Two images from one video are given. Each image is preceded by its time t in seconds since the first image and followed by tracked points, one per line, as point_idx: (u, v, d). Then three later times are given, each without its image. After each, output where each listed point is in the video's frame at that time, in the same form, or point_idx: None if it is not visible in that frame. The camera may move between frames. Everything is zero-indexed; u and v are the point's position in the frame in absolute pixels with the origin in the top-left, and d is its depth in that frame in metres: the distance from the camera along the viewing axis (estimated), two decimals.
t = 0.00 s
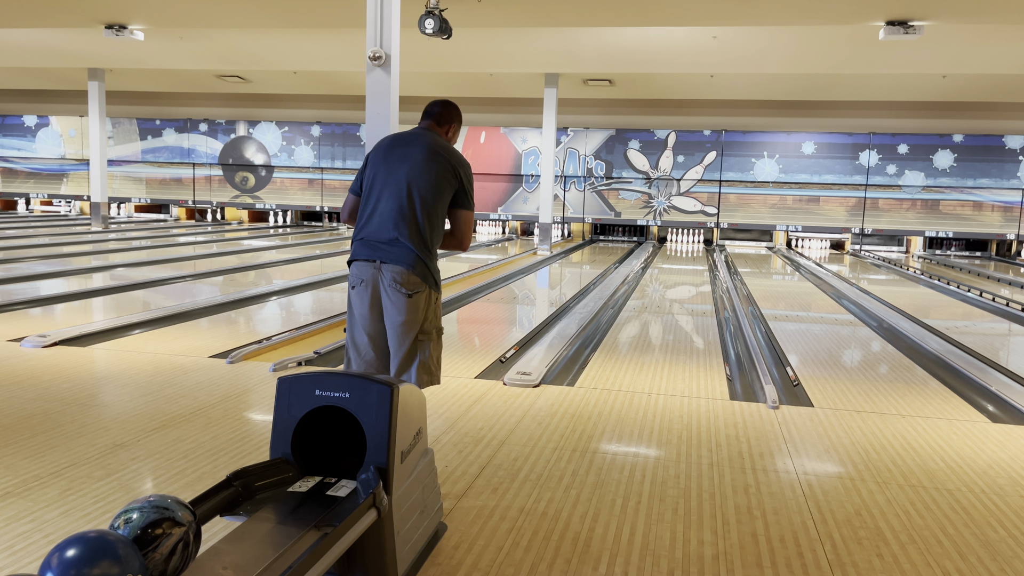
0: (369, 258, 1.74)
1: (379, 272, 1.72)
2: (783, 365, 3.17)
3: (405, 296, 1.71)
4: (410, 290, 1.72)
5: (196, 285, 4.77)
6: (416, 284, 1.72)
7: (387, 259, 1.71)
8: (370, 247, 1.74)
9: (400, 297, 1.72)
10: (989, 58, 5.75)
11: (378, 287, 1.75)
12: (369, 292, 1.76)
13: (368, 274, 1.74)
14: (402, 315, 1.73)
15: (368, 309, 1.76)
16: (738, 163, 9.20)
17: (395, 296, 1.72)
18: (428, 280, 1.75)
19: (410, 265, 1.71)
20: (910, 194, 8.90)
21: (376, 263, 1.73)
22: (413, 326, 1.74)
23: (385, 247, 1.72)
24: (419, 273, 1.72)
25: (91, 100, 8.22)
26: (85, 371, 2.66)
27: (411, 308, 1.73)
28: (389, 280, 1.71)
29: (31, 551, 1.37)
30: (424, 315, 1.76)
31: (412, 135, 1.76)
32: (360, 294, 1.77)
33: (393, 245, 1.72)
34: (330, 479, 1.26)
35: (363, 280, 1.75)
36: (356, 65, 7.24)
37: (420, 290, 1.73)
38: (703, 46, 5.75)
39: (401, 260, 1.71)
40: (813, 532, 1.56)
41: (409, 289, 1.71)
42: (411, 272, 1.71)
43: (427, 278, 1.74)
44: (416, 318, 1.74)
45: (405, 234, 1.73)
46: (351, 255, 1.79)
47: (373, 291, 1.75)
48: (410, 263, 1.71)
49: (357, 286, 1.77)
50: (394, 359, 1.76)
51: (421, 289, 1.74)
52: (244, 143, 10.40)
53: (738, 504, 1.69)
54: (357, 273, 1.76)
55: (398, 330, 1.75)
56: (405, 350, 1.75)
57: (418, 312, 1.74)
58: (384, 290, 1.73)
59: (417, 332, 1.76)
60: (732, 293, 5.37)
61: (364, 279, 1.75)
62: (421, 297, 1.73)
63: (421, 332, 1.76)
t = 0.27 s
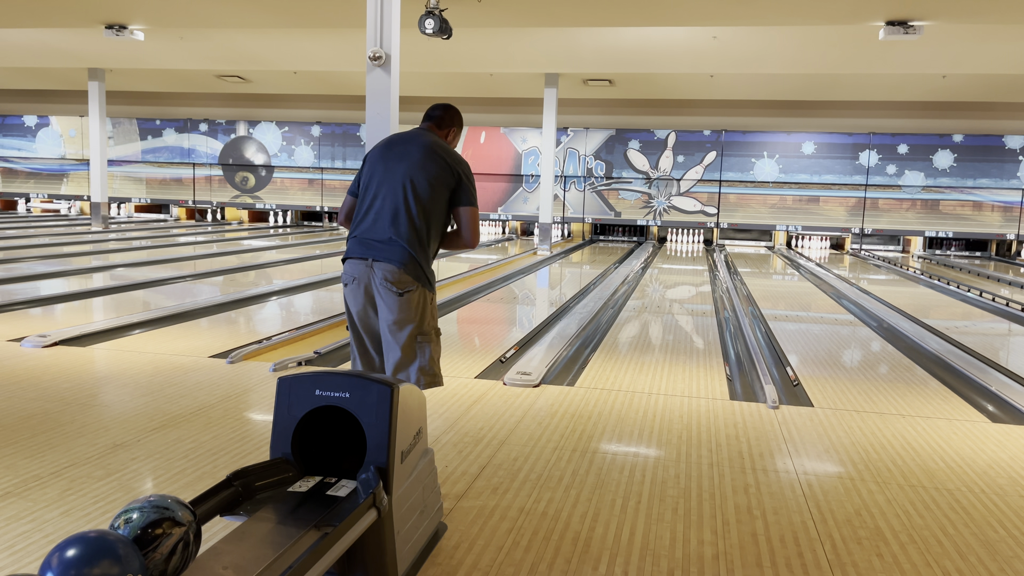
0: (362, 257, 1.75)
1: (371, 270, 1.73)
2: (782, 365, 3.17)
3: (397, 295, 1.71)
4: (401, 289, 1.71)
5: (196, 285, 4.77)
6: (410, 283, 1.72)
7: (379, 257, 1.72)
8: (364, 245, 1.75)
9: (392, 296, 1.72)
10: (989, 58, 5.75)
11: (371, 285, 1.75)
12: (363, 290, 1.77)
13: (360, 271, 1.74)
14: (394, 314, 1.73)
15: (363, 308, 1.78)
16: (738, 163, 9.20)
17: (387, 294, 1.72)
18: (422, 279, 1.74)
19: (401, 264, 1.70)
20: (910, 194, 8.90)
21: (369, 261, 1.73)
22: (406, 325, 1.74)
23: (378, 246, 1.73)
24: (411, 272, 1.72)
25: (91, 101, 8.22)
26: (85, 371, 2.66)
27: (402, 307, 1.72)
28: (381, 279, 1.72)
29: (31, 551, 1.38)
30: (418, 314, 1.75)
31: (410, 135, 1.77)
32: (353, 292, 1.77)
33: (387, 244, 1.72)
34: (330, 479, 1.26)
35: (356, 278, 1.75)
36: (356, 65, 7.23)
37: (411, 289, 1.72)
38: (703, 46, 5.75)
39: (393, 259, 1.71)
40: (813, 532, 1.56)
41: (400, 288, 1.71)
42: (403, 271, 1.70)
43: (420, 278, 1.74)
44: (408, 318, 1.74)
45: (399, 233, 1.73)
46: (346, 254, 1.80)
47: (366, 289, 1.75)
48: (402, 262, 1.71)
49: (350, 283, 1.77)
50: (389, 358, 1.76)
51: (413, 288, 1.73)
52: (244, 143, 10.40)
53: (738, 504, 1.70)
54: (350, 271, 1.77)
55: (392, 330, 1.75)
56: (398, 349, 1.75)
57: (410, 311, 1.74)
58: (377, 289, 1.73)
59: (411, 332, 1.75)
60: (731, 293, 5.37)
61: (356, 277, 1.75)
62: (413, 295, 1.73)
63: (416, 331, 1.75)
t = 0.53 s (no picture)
0: (347, 254, 1.76)
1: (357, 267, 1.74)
2: (783, 365, 3.17)
3: (381, 292, 1.72)
4: (385, 286, 1.72)
5: (197, 285, 4.77)
6: (394, 279, 1.72)
7: (364, 254, 1.72)
8: (350, 243, 1.76)
9: (376, 293, 1.73)
10: (989, 58, 5.75)
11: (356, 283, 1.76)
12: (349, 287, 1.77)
13: (346, 269, 1.75)
14: (379, 310, 1.74)
15: (348, 306, 1.78)
16: (738, 163, 9.19)
17: (372, 291, 1.72)
18: (407, 275, 1.75)
19: (385, 260, 1.71)
20: (910, 194, 8.90)
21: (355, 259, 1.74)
22: (390, 322, 1.75)
23: (363, 243, 1.74)
24: (395, 268, 1.72)
25: (91, 101, 8.22)
26: (85, 371, 2.66)
27: (386, 304, 1.73)
28: (365, 275, 1.72)
29: (30, 552, 1.38)
30: (402, 311, 1.75)
31: (396, 134, 1.79)
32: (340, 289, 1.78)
33: (371, 240, 1.73)
34: (330, 479, 1.26)
35: (343, 276, 1.76)
36: (356, 65, 7.23)
37: (396, 286, 1.73)
38: (703, 46, 5.75)
39: (377, 255, 1.71)
40: (813, 532, 1.56)
41: (384, 285, 1.71)
42: (386, 267, 1.71)
43: (405, 274, 1.74)
44: (392, 314, 1.74)
45: (384, 230, 1.74)
46: (334, 253, 1.81)
47: (352, 287, 1.76)
48: (386, 258, 1.71)
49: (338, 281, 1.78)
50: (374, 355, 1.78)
51: (398, 285, 1.74)
52: (244, 143, 10.40)
53: (738, 504, 1.70)
54: (337, 268, 1.78)
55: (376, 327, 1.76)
56: (383, 345, 1.76)
57: (395, 308, 1.74)
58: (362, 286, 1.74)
59: (395, 329, 1.75)
60: (732, 293, 5.37)
61: (342, 275, 1.76)
62: (397, 292, 1.73)
63: (400, 328, 1.76)
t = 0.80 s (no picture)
0: (345, 255, 1.75)
1: (354, 268, 1.74)
2: (782, 365, 3.17)
3: (378, 294, 1.72)
4: (383, 287, 1.72)
5: (197, 285, 4.77)
6: (391, 281, 1.72)
7: (362, 255, 1.72)
8: (347, 243, 1.76)
9: (373, 293, 1.72)
10: (989, 58, 5.75)
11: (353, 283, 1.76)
12: (345, 288, 1.77)
13: (343, 269, 1.75)
14: (375, 312, 1.74)
15: (344, 307, 1.78)
16: (738, 163, 9.19)
17: (369, 292, 1.72)
18: (403, 277, 1.75)
19: (383, 262, 1.71)
20: (910, 194, 8.90)
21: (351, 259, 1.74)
22: (386, 323, 1.75)
23: (361, 244, 1.74)
24: (393, 270, 1.72)
25: (91, 101, 8.22)
26: (85, 371, 2.66)
27: (383, 305, 1.73)
28: (363, 276, 1.72)
29: (31, 551, 1.37)
30: (398, 312, 1.76)
31: (395, 134, 1.78)
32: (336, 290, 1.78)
33: (370, 241, 1.73)
34: (330, 479, 1.26)
35: (339, 276, 1.76)
36: (356, 65, 7.23)
37: (393, 287, 1.73)
38: (703, 46, 5.75)
39: (375, 256, 1.71)
40: (813, 532, 1.56)
41: (382, 286, 1.71)
42: (384, 268, 1.71)
43: (402, 276, 1.74)
44: (388, 316, 1.74)
45: (382, 231, 1.74)
46: (329, 252, 1.81)
47: (347, 287, 1.76)
48: (384, 260, 1.71)
49: (334, 280, 1.78)
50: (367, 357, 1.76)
51: (395, 287, 1.74)
52: (244, 143, 10.40)
53: (738, 504, 1.70)
54: (333, 268, 1.78)
55: (371, 329, 1.75)
56: (378, 347, 1.75)
57: (391, 309, 1.74)
58: (358, 287, 1.74)
59: (389, 331, 1.75)
60: (731, 293, 5.37)
61: (339, 275, 1.76)
62: (394, 294, 1.73)
63: (395, 330, 1.76)
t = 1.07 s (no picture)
0: (335, 252, 1.75)
1: (343, 266, 1.73)
2: (782, 365, 3.17)
3: (367, 293, 1.71)
4: (372, 285, 1.71)
5: (197, 285, 4.77)
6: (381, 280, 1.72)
7: (351, 252, 1.72)
8: (337, 240, 1.75)
9: (363, 292, 1.72)
10: (989, 58, 5.74)
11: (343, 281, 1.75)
12: (334, 285, 1.77)
13: (331, 266, 1.74)
14: (364, 310, 1.73)
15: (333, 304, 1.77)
16: (738, 163, 9.19)
17: (358, 291, 1.72)
18: (393, 276, 1.74)
19: (373, 260, 1.70)
20: (910, 194, 8.90)
21: (341, 257, 1.73)
22: (375, 322, 1.74)
23: (351, 241, 1.73)
24: (382, 269, 1.72)
25: (91, 100, 8.22)
26: (85, 371, 2.66)
27: (372, 304, 1.72)
28: (352, 275, 1.72)
29: (31, 551, 1.37)
30: (388, 311, 1.75)
31: (391, 134, 1.77)
32: (324, 287, 1.77)
33: (360, 240, 1.73)
34: (330, 479, 1.26)
35: (327, 273, 1.76)
36: (356, 65, 7.23)
37: (382, 286, 1.72)
38: (703, 46, 5.75)
39: (364, 255, 1.71)
40: (813, 532, 1.56)
41: (371, 285, 1.71)
42: (374, 267, 1.70)
43: (392, 275, 1.74)
44: (378, 314, 1.73)
45: (373, 229, 1.74)
46: (319, 248, 1.80)
47: (336, 284, 1.75)
48: (373, 258, 1.71)
49: (322, 278, 1.77)
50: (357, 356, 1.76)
51: (384, 286, 1.73)
52: (244, 143, 10.40)
53: (738, 504, 1.69)
54: (322, 265, 1.77)
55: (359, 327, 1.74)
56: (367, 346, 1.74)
57: (381, 309, 1.73)
58: (347, 285, 1.73)
59: (377, 330, 1.74)
60: (732, 293, 5.37)
61: (328, 272, 1.76)
62: (383, 293, 1.73)
63: (386, 329, 1.75)
